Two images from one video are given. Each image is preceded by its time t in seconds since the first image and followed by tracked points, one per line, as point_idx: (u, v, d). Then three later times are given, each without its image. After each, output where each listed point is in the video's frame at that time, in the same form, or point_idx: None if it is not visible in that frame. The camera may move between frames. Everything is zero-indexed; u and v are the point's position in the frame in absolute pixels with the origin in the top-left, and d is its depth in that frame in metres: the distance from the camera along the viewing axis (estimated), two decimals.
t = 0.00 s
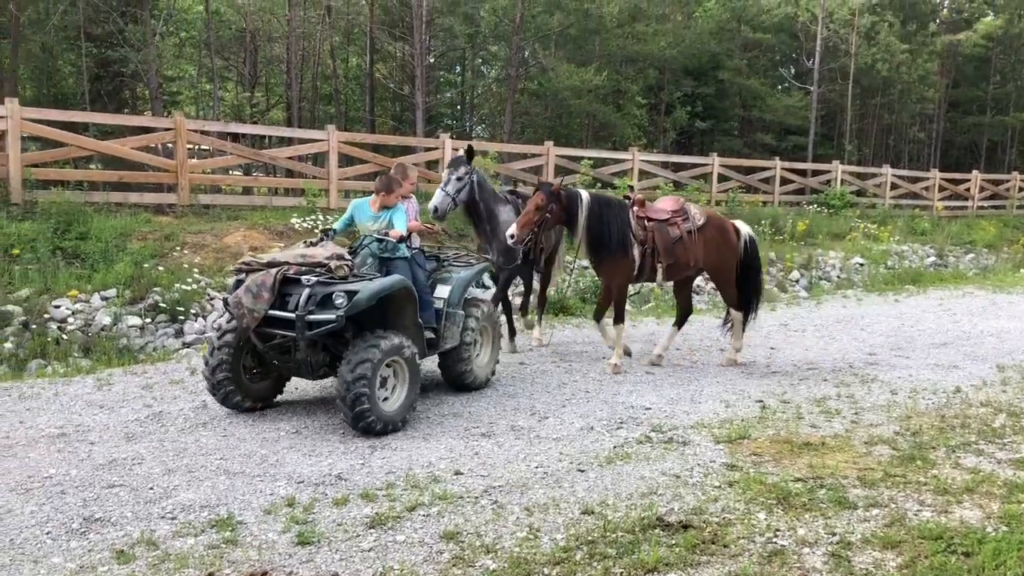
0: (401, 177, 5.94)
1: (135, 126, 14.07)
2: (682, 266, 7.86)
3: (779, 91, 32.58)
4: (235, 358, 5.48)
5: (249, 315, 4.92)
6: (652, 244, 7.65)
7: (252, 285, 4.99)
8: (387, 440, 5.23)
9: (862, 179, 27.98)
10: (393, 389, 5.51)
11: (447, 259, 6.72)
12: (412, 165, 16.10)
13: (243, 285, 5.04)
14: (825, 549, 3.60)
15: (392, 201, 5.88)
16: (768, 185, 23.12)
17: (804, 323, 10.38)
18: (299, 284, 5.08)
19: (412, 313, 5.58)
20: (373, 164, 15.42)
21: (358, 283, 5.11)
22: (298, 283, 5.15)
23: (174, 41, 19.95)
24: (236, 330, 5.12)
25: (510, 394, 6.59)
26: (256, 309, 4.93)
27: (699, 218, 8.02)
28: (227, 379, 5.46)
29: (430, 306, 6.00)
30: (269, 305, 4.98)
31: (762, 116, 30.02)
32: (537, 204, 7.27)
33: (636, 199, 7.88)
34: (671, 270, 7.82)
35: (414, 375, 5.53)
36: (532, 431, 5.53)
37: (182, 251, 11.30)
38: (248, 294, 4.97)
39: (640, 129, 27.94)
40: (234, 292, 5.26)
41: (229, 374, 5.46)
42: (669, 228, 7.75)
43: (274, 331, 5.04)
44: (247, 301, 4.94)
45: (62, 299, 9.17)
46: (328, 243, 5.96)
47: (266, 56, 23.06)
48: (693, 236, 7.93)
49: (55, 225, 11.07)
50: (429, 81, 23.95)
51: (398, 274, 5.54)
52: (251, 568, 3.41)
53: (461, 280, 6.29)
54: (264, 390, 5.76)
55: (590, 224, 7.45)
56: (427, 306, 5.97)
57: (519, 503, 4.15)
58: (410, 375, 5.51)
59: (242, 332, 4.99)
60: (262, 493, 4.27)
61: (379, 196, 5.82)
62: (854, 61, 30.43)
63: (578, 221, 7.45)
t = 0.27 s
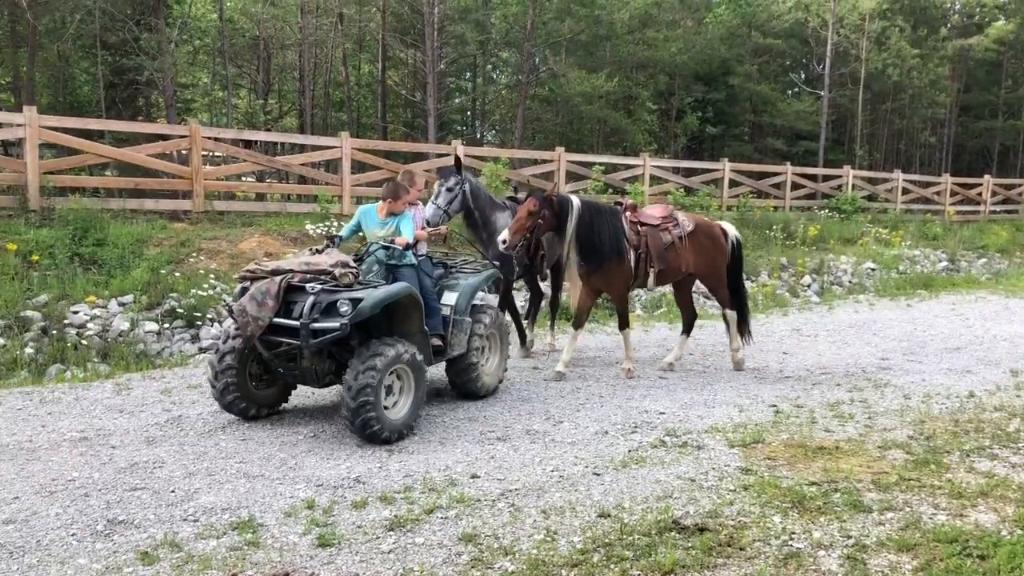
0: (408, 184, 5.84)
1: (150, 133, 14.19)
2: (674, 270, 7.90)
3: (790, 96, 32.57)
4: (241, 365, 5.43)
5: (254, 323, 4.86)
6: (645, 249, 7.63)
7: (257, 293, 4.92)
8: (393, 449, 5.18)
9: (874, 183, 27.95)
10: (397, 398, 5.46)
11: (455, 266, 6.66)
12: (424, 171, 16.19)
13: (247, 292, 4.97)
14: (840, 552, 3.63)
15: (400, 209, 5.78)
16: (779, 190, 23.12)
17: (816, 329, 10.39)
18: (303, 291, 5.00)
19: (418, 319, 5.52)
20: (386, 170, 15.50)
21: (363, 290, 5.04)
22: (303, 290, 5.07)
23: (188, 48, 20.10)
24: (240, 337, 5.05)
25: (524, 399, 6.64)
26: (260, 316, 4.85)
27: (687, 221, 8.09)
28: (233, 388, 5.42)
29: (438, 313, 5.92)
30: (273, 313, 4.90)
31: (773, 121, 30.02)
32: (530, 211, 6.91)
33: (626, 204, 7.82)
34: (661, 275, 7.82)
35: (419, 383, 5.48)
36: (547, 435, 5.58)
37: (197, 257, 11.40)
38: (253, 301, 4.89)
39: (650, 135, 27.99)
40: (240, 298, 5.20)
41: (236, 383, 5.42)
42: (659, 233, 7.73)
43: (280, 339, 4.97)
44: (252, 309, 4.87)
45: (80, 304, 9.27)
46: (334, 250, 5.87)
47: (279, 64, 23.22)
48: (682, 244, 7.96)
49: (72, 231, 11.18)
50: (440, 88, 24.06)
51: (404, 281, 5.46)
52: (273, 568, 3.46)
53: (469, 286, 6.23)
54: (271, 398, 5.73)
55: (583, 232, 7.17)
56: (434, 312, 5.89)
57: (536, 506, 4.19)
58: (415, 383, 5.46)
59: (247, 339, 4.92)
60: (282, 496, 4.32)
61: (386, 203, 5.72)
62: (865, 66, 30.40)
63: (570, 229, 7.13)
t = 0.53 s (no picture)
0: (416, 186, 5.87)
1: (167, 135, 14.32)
2: (669, 270, 7.99)
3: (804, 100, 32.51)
4: (248, 367, 5.40)
5: (260, 325, 4.79)
6: (641, 250, 7.63)
7: (264, 295, 4.86)
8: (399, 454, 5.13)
9: (888, 188, 27.86)
10: (403, 401, 5.42)
11: (464, 270, 6.58)
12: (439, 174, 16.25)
13: (254, 294, 4.91)
14: (853, 553, 3.66)
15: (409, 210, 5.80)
16: (793, 194, 23.09)
17: (830, 333, 10.39)
18: (310, 294, 4.94)
19: (425, 323, 5.47)
20: (400, 172, 15.57)
21: (369, 294, 4.99)
22: (309, 294, 5.00)
23: (204, 51, 20.25)
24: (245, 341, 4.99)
25: (539, 401, 6.68)
26: (267, 319, 4.79)
27: (682, 221, 8.20)
28: (241, 390, 5.40)
29: (445, 316, 5.81)
30: (280, 315, 4.83)
31: (788, 125, 29.97)
32: (528, 217, 6.93)
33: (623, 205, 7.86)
34: (658, 275, 7.88)
35: (426, 387, 5.43)
36: (562, 436, 5.62)
37: (214, 258, 11.49)
38: (259, 304, 4.83)
39: (664, 139, 28.01)
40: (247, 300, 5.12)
41: (243, 386, 5.40)
42: (656, 234, 7.78)
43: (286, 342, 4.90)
44: (258, 311, 4.81)
45: (99, 305, 9.38)
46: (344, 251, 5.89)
47: (295, 67, 23.36)
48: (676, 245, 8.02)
49: (91, 232, 11.30)
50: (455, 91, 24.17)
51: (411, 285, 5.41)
52: (293, 565, 3.51)
53: (477, 290, 6.20)
54: (278, 401, 5.68)
55: (580, 235, 7.19)
56: (443, 316, 5.79)
57: (552, 506, 4.23)
58: (421, 387, 5.41)
59: (253, 342, 4.85)
60: (301, 494, 4.38)
61: (394, 203, 5.74)
62: (879, 70, 30.32)
63: (567, 232, 7.14)
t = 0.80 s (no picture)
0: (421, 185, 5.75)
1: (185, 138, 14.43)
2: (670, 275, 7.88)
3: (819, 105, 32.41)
4: (252, 370, 5.38)
5: (263, 328, 4.74)
6: (641, 256, 7.58)
7: (267, 297, 4.81)
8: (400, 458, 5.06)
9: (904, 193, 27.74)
10: (407, 405, 5.34)
11: (470, 272, 6.49)
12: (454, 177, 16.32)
13: (256, 297, 4.86)
14: (866, 557, 3.67)
15: (415, 211, 5.67)
16: (808, 198, 23.03)
17: (845, 338, 10.36)
18: (313, 297, 4.88)
19: (428, 326, 5.40)
20: (415, 175, 15.63)
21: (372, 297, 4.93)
22: (313, 296, 4.95)
23: (222, 54, 20.40)
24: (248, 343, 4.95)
25: (552, 403, 6.72)
26: (270, 321, 4.75)
27: (684, 225, 8.01)
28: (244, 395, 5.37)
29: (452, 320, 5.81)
30: (283, 318, 4.78)
31: (803, 130, 29.88)
32: (529, 221, 6.96)
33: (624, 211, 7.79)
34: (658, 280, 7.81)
35: (429, 391, 5.36)
36: (575, 438, 5.65)
37: (231, 260, 11.58)
38: (263, 306, 4.79)
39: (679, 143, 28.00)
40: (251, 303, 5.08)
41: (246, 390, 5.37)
42: (657, 239, 7.68)
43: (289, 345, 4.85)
44: (261, 314, 4.77)
45: (118, 305, 9.48)
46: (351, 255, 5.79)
47: (311, 70, 23.49)
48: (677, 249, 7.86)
49: (110, 233, 11.42)
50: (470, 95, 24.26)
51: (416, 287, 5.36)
52: (310, 563, 3.56)
53: (484, 293, 6.14)
54: (282, 404, 5.63)
55: (578, 241, 7.21)
56: (449, 319, 5.79)
57: (565, 508, 4.26)
58: (424, 390, 5.33)
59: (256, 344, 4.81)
60: (317, 493, 4.43)
61: (398, 203, 5.61)
62: (896, 74, 30.21)
63: (568, 238, 7.20)
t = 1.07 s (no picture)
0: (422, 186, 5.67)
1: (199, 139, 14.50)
2: (672, 277, 7.85)
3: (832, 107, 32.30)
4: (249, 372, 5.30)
5: (260, 331, 4.65)
6: (644, 256, 7.58)
7: (264, 299, 4.72)
8: (400, 463, 4.99)
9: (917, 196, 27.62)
10: (405, 408, 5.28)
11: (473, 274, 6.38)
12: (465, 179, 16.34)
13: (254, 298, 4.77)
14: (876, 561, 3.66)
15: (416, 212, 5.61)
16: (820, 201, 22.96)
17: (856, 341, 10.32)
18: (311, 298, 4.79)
19: (428, 329, 5.32)
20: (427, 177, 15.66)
21: (370, 299, 4.86)
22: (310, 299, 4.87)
23: (235, 56, 20.51)
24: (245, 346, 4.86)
25: (563, 405, 6.72)
26: (267, 324, 4.65)
27: (689, 229, 8.00)
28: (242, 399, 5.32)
29: (455, 323, 5.68)
30: (280, 320, 4.70)
31: (816, 133, 29.79)
32: (541, 208, 6.88)
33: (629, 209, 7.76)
34: (660, 282, 7.79)
35: (428, 395, 5.30)
36: (586, 440, 5.66)
37: (243, 261, 11.64)
38: (260, 308, 4.70)
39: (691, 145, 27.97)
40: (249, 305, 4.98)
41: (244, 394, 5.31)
42: (661, 240, 7.68)
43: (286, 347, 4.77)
44: (258, 316, 4.67)
45: (131, 305, 9.54)
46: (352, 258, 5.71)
47: (324, 72, 23.59)
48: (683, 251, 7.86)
49: (123, 234, 11.49)
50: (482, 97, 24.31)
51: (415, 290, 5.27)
52: (321, 562, 3.58)
53: (487, 295, 6.03)
54: (281, 407, 5.58)
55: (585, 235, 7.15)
56: (451, 322, 5.66)
57: (574, 509, 4.26)
58: (423, 394, 5.27)
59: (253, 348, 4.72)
60: (328, 493, 4.45)
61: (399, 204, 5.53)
62: (909, 77, 30.09)
63: (577, 228, 7.07)
